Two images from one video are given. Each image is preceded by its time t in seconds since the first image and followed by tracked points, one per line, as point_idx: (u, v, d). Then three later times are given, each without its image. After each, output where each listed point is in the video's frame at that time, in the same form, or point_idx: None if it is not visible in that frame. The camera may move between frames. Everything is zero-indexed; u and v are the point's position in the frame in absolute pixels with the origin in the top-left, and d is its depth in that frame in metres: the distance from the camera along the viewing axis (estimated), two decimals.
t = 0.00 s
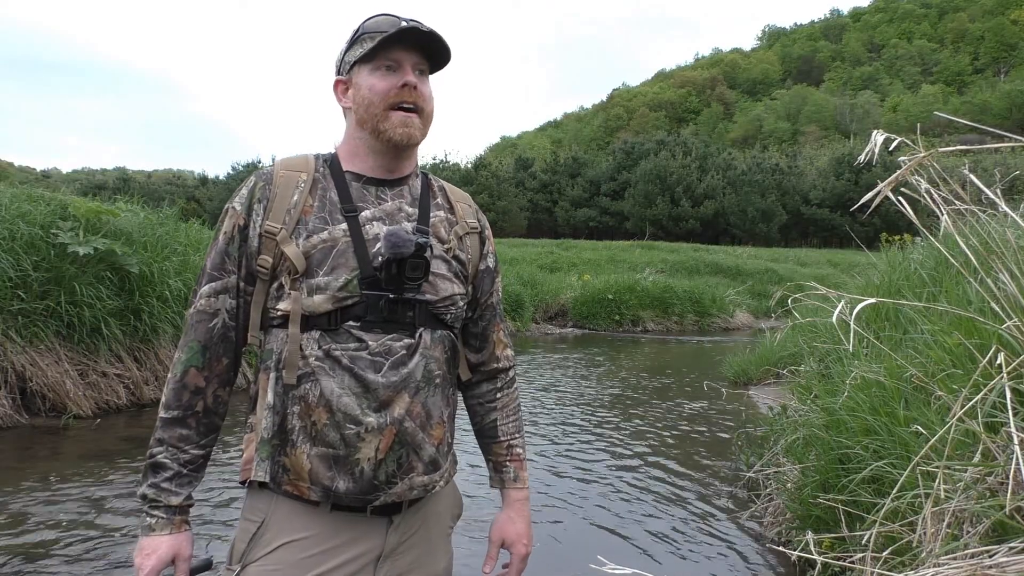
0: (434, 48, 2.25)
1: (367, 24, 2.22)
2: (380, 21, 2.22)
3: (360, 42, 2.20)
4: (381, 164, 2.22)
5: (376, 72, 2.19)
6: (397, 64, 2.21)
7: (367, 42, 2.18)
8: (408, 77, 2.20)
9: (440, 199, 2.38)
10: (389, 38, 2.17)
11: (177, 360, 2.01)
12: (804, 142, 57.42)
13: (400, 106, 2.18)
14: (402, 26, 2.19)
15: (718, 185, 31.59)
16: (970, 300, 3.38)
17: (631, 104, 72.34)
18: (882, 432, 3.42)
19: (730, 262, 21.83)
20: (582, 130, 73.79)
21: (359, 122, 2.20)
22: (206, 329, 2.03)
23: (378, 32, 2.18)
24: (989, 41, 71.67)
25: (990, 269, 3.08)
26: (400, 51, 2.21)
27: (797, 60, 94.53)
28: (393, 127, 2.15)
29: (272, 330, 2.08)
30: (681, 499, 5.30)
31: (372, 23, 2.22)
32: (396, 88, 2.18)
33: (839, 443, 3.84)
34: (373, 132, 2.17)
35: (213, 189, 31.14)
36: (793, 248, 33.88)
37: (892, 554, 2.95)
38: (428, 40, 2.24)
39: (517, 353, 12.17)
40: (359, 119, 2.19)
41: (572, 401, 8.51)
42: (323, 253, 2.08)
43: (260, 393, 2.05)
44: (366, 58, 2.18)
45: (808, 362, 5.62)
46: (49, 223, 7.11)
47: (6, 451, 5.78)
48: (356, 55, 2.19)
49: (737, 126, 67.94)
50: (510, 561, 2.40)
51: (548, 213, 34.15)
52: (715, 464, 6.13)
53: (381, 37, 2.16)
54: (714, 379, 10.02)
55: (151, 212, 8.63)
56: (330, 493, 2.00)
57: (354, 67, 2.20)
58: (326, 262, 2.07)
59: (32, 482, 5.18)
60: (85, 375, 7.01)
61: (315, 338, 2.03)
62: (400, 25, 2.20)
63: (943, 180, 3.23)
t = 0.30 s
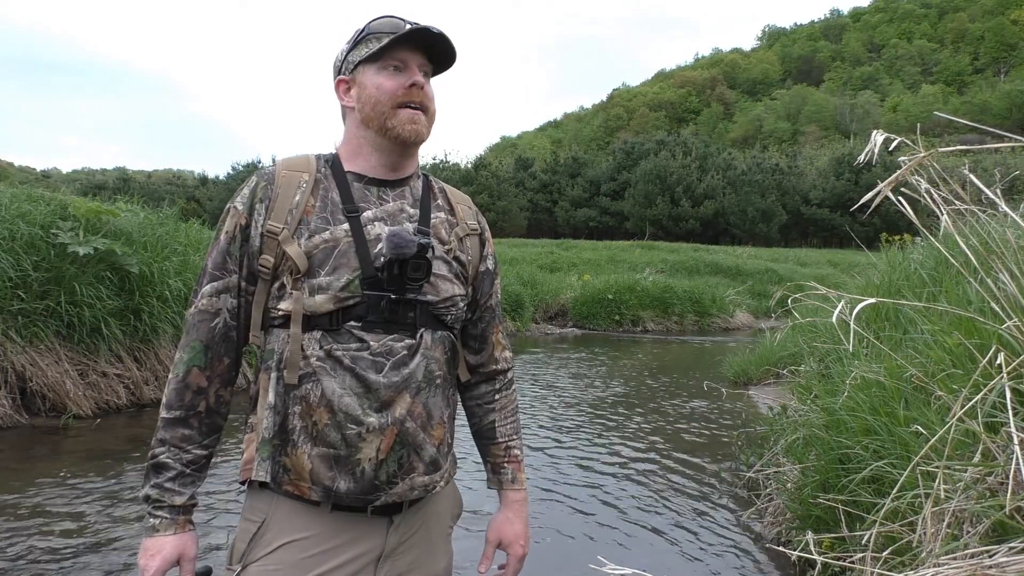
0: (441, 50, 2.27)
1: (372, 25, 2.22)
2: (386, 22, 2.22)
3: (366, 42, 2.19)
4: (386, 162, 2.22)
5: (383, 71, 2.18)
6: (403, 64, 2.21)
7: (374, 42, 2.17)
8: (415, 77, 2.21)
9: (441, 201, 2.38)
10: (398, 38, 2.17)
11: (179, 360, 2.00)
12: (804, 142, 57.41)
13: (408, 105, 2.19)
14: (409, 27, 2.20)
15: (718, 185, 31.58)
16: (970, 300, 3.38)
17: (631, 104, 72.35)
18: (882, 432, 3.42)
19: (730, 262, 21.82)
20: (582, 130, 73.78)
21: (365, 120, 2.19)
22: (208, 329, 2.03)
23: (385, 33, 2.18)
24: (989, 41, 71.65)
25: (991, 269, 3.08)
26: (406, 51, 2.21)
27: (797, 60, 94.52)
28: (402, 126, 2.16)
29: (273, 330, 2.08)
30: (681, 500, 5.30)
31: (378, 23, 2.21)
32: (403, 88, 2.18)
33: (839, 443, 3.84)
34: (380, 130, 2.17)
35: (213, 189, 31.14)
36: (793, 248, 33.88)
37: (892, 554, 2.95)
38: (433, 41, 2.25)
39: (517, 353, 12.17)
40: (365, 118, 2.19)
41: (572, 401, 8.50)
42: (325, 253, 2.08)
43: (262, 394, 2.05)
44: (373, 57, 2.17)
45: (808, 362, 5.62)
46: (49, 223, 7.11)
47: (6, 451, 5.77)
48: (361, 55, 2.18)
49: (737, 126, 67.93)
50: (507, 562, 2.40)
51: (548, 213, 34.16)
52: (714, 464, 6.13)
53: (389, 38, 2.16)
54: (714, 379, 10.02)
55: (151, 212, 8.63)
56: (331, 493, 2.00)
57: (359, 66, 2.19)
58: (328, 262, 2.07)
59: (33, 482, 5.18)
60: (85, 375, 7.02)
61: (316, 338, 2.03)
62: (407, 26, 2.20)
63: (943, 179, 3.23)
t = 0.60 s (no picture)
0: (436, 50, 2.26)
1: (367, 27, 2.21)
2: (380, 24, 2.21)
3: (360, 45, 2.19)
4: (387, 163, 2.22)
5: (379, 73, 2.18)
6: (399, 66, 2.20)
7: (368, 45, 2.17)
8: (411, 78, 2.20)
9: (442, 202, 2.38)
10: (392, 41, 2.16)
11: (179, 358, 2.00)
12: (804, 142, 57.40)
13: (406, 106, 2.18)
14: (403, 28, 2.19)
15: (718, 185, 31.59)
16: (970, 300, 3.38)
17: (631, 104, 72.35)
18: (882, 432, 3.42)
19: (730, 262, 21.82)
20: (582, 130, 73.77)
21: (363, 122, 2.19)
22: (208, 327, 2.03)
23: (380, 35, 2.18)
24: (989, 41, 71.63)
25: (991, 269, 3.09)
26: (402, 52, 2.21)
27: (797, 60, 94.50)
28: (400, 128, 2.15)
29: (275, 329, 2.08)
30: (681, 499, 5.31)
31: (371, 26, 2.21)
32: (400, 90, 2.18)
33: (839, 443, 3.84)
34: (379, 133, 2.17)
35: (213, 189, 31.15)
36: (793, 248, 33.87)
37: (892, 554, 2.95)
38: (428, 41, 2.24)
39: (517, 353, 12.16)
40: (364, 121, 2.19)
41: (572, 401, 8.50)
42: (328, 253, 2.08)
43: (263, 393, 2.05)
44: (369, 60, 2.17)
45: (808, 362, 5.62)
46: (49, 223, 7.11)
47: (6, 451, 5.78)
48: (357, 58, 2.18)
49: (737, 126, 67.92)
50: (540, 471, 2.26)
51: (548, 213, 34.17)
52: (714, 464, 6.14)
53: (384, 40, 2.16)
54: (714, 379, 10.02)
55: (150, 212, 8.63)
56: (333, 493, 2.00)
57: (355, 69, 2.18)
58: (331, 262, 2.07)
59: (33, 481, 5.19)
60: (85, 375, 7.02)
61: (318, 338, 2.03)
62: (401, 27, 2.20)
63: (944, 180, 3.23)
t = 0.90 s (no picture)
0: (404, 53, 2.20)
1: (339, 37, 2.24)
2: (350, 30, 2.22)
3: (332, 58, 2.21)
4: (376, 167, 2.22)
5: (351, 82, 2.19)
6: (369, 72, 2.19)
7: (336, 58, 2.18)
8: (379, 84, 2.16)
9: (436, 199, 2.36)
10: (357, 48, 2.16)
11: (176, 354, 2.01)
12: (804, 142, 57.38)
13: (379, 111, 2.15)
14: (366, 34, 2.17)
15: (718, 185, 31.58)
16: (970, 300, 3.38)
17: (631, 104, 72.33)
18: (882, 432, 3.42)
19: (730, 262, 21.82)
20: (582, 130, 73.75)
21: (346, 131, 2.22)
22: (207, 324, 2.02)
23: (347, 42, 2.18)
24: (988, 41, 71.58)
25: (990, 269, 3.09)
26: (372, 56, 2.19)
27: (797, 60, 94.52)
28: (373, 134, 2.14)
29: (276, 328, 2.07)
30: (680, 499, 5.32)
31: (343, 35, 2.22)
32: (368, 98, 2.15)
33: (839, 443, 3.84)
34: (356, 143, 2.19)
35: (213, 189, 31.14)
36: (793, 248, 33.87)
37: (892, 554, 2.95)
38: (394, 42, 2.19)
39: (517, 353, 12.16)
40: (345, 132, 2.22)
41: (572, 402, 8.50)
42: (331, 251, 2.08)
43: (266, 391, 2.05)
44: (340, 72, 2.19)
45: (808, 362, 5.62)
46: (49, 223, 7.11)
47: (5, 451, 5.78)
48: (332, 69, 2.21)
49: (737, 126, 67.92)
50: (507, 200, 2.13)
51: (548, 213, 34.18)
52: (714, 464, 6.13)
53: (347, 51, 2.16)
54: (714, 379, 10.02)
55: (151, 212, 8.64)
56: (337, 491, 2.00)
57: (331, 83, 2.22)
58: (334, 260, 2.07)
59: (33, 481, 5.18)
60: (85, 375, 7.01)
61: (322, 336, 2.03)
62: (366, 33, 2.18)
63: (943, 180, 3.23)
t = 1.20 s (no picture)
0: (401, 60, 2.15)
1: (342, 36, 2.20)
2: (353, 32, 2.18)
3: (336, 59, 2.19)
4: (372, 171, 2.23)
5: (350, 86, 2.16)
6: (368, 78, 2.15)
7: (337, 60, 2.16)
8: (374, 93, 2.14)
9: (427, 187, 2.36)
10: (356, 54, 2.12)
11: (177, 355, 2.01)
12: (804, 141, 57.37)
13: (374, 120, 2.14)
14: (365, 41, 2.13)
15: (718, 185, 31.58)
16: (970, 300, 3.38)
17: (631, 104, 72.36)
18: (882, 432, 3.42)
19: (730, 262, 21.82)
20: (582, 130, 73.75)
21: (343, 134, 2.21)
22: (207, 325, 2.02)
23: (349, 45, 2.14)
24: (988, 41, 71.55)
25: (990, 269, 3.09)
26: (371, 61, 2.15)
27: (797, 60, 94.55)
28: (367, 143, 2.13)
29: (278, 328, 2.07)
30: (680, 499, 5.32)
31: (347, 36, 2.18)
32: (363, 105, 2.14)
33: (839, 443, 3.85)
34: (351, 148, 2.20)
35: (213, 189, 31.16)
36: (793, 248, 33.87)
37: (891, 554, 2.95)
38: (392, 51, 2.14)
39: (517, 353, 12.16)
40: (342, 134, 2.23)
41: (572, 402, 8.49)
42: (332, 249, 2.08)
43: (267, 390, 2.05)
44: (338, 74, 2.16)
45: (808, 362, 5.62)
46: (49, 223, 7.11)
47: (5, 451, 5.78)
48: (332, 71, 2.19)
49: (737, 126, 67.91)
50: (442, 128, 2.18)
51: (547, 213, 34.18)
52: (714, 464, 6.13)
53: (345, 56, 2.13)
54: (714, 379, 10.02)
55: (151, 212, 8.64)
56: (340, 488, 2.00)
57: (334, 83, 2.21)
58: (335, 259, 2.08)
59: (33, 482, 5.18)
60: (85, 375, 7.02)
61: (323, 335, 2.03)
62: (367, 38, 2.14)
63: (943, 180, 3.23)
